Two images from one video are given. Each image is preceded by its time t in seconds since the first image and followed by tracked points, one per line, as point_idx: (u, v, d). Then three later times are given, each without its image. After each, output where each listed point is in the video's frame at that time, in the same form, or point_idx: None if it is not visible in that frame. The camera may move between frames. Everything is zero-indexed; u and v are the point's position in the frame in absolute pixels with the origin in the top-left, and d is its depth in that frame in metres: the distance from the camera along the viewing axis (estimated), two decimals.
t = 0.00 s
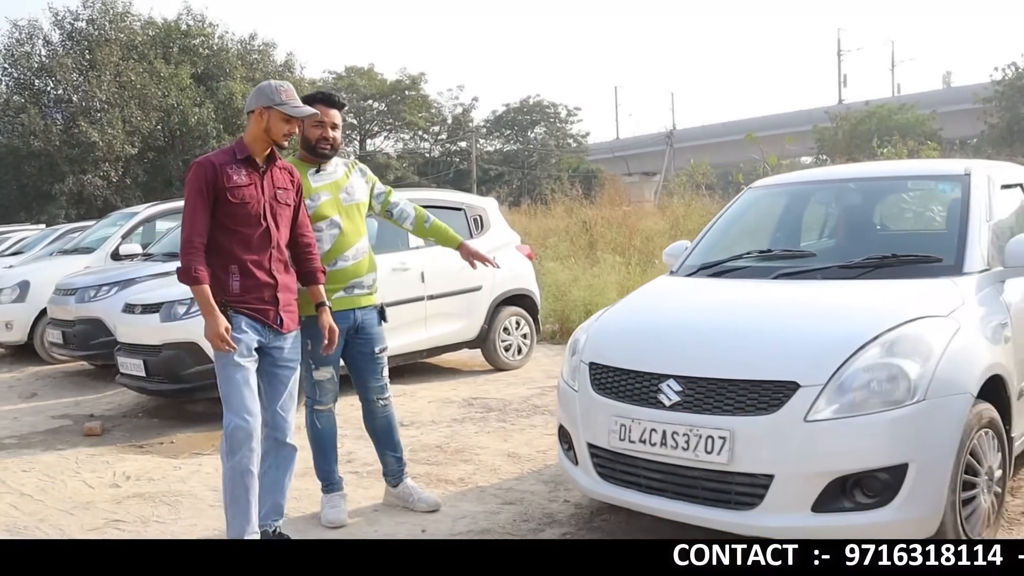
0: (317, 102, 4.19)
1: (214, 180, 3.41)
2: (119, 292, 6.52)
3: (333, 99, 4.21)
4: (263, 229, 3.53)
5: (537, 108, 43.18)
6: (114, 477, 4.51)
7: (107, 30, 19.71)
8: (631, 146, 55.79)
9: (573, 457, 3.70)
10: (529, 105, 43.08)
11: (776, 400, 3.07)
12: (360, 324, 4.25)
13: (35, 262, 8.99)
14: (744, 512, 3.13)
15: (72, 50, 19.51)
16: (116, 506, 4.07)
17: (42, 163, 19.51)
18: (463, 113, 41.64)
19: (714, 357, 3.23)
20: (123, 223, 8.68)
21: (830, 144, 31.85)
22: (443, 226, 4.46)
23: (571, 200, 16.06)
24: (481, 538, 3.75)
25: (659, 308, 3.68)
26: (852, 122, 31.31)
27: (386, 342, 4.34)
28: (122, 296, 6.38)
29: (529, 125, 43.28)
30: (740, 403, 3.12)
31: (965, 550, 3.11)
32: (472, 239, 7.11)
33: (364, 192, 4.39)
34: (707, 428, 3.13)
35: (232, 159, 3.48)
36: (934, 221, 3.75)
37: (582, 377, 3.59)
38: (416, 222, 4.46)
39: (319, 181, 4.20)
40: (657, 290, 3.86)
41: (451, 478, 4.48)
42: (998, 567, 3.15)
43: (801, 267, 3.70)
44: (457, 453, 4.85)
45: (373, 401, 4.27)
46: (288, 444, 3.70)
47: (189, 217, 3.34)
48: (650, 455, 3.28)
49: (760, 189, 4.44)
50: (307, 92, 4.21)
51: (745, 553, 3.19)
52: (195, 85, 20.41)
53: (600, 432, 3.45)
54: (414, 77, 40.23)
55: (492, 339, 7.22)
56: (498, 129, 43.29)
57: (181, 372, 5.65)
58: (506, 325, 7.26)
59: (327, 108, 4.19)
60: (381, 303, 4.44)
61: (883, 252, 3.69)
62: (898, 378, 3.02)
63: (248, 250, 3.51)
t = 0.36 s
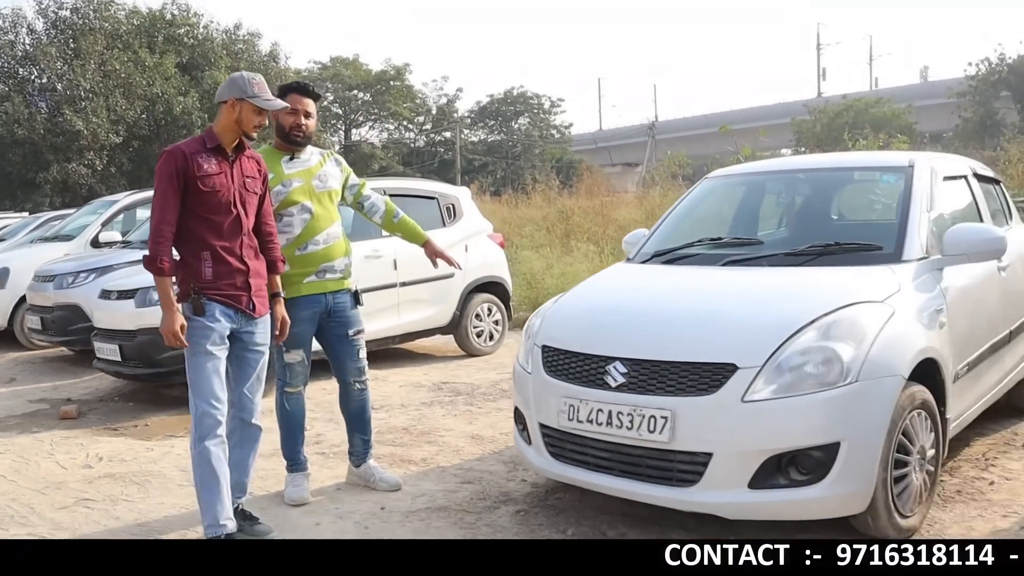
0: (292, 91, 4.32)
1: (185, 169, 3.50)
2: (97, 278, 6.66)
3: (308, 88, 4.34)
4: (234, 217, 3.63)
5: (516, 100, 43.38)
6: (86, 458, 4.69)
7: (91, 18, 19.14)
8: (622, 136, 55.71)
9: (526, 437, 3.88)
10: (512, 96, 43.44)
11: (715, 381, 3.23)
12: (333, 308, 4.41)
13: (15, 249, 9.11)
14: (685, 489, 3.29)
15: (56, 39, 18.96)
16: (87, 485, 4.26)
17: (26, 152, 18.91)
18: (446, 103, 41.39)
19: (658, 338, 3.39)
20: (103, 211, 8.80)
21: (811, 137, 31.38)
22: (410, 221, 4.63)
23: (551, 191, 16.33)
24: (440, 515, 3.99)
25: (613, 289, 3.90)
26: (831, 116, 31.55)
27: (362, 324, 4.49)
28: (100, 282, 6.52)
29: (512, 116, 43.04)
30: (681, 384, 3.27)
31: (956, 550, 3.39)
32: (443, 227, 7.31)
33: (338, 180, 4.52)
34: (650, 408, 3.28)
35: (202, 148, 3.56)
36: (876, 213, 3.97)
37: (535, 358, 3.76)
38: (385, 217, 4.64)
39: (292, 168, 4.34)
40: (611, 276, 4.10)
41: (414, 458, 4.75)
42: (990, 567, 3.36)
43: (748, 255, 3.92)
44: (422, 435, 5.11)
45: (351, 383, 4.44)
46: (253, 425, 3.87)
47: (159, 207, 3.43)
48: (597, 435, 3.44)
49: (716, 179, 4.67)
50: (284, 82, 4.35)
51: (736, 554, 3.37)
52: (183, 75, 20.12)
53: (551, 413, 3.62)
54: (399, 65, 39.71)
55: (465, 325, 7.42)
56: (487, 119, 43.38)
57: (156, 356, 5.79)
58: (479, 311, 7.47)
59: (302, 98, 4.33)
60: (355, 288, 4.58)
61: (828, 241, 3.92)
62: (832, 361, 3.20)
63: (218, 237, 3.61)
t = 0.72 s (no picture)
0: (280, 85, 4.39)
1: (157, 165, 3.74)
2: (86, 270, 6.82)
3: (296, 82, 4.40)
4: (205, 212, 3.88)
5: (517, 93, 42.79)
6: (70, 448, 4.99)
7: (90, 9, 18.92)
8: (615, 128, 55.63)
9: (497, 429, 4.21)
10: (513, 88, 43.25)
11: (676, 374, 3.53)
12: (319, 300, 4.52)
13: (9, 240, 9.29)
14: (647, 479, 3.58)
15: (55, 29, 18.80)
16: (69, 474, 4.62)
17: (23, 142, 18.71)
18: (445, 96, 41.59)
19: (629, 335, 3.67)
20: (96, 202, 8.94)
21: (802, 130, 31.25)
22: (396, 211, 4.70)
23: (547, 186, 16.67)
24: (411, 506, 4.33)
25: (595, 282, 4.33)
26: (828, 110, 31.44)
27: (340, 318, 4.62)
28: (89, 274, 6.70)
29: (512, 111, 42.69)
30: (645, 377, 3.57)
31: (947, 550, 3.62)
32: (431, 220, 7.78)
33: (327, 174, 4.58)
34: (613, 401, 3.57)
35: (174, 144, 3.81)
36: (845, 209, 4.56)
37: (506, 352, 4.11)
38: (371, 210, 4.71)
39: (280, 160, 4.40)
40: (594, 268, 4.62)
41: (392, 451, 5.09)
42: (980, 567, 3.61)
43: (718, 252, 4.46)
44: (402, 428, 5.47)
45: (323, 374, 4.63)
46: (228, 416, 4.11)
47: (132, 199, 3.64)
48: (563, 426, 3.73)
49: (695, 174, 5.38)
50: (271, 76, 4.43)
51: (729, 554, 3.62)
52: (179, 67, 19.92)
53: (520, 406, 3.92)
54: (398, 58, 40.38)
55: (451, 319, 7.85)
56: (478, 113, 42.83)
57: (142, 348, 5.97)
58: (464, 304, 7.93)
59: (289, 91, 4.40)
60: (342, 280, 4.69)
61: (795, 238, 4.47)
62: (791, 355, 3.53)
63: (191, 230, 3.85)
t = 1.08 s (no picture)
0: (284, 111, 4.45)
1: (152, 192, 3.83)
2: (91, 293, 6.95)
3: (299, 108, 4.46)
4: (199, 237, 3.96)
5: (523, 112, 43.55)
6: (74, 470, 5.08)
7: (96, 34, 19.13)
8: (627, 146, 55.74)
9: (492, 447, 4.36)
10: (516, 107, 43.51)
11: (667, 392, 3.68)
12: (323, 322, 4.56)
13: (14, 264, 9.43)
14: (640, 495, 3.72)
15: (61, 55, 18.98)
16: (71, 495, 4.69)
17: (30, 165, 19.29)
18: (448, 116, 41.91)
19: (618, 352, 3.84)
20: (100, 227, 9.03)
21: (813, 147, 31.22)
22: (403, 228, 4.71)
23: (551, 204, 16.74)
24: (409, 524, 4.39)
25: (590, 302, 4.46)
26: (834, 126, 31.28)
27: (340, 340, 4.68)
28: (94, 296, 6.82)
29: (514, 129, 43.12)
30: (636, 396, 3.72)
31: (939, 550, 3.78)
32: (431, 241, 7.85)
33: (332, 199, 4.63)
34: (606, 420, 3.72)
35: (168, 172, 3.90)
36: (839, 226, 4.63)
37: (502, 372, 4.26)
38: (378, 228, 4.72)
39: (286, 186, 4.46)
40: (588, 289, 4.75)
41: (391, 469, 5.13)
42: (972, 566, 3.77)
43: (709, 271, 4.59)
44: (402, 447, 5.48)
45: (321, 393, 4.71)
46: (225, 436, 4.15)
47: (135, 226, 3.76)
48: (557, 443, 3.88)
49: (688, 193, 5.44)
50: (277, 102, 4.49)
51: (720, 555, 3.72)
52: (184, 91, 20.23)
53: (515, 425, 4.07)
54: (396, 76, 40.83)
55: (453, 339, 7.95)
56: (483, 133, 43.17)
57: (146, 371, 6.06)
58: (466, 324, 8.01)
59: (293, 117, 4.45)
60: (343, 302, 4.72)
61: (786, 255, 4.57)
62: (781, 372, 3.66)
63: (186, 256, 3.94)
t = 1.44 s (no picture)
0: (267, 100, 3.99)
1: (121, 188, 3.42)
2: (54, 297, 6.64)
3: (284, 97, 4.01)
4: (173, 238, 3.54)
5: (521, 101, 43.08)
6: (35, 489, 4.75)
7: (56, 14, 17.71)
8: (629, 137, 55.31)
9: (491, 463, 3.95)
10: (513, 97, 43.16)
11: (676, 403, 3.29)
12: (307, 328, 4.09)
13: None
14: (647, 514, 3.33)
15: (18, 37, 17.52)
16: (33, 517, 4.30)
17: None
18: (439, 105, 41.43)
19: (622, 360, 3.46)
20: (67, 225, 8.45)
21: (828, 139, 30.86)
22: (389, 246, 4.32)
23: (551, 200, 16.35)
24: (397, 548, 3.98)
25: (593, 307, 4.06)
26: (854, 116, 30.83)
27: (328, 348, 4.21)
28: (58, 300, 6.51)
29: (511, 119, 42.64)
30: (642, 407, 3.34)
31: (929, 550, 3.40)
32: (423, 240, 7.48)
33: (319, 195, 4.18)
34: (609, 432, 3.34)
35: (138, 167, 3.49)
36: (863, 224, 4.22)
37: (499, 381, 3.88)
38: (363, 237, 4.30)
39: (270, 181, 4.01)
40: (590, 292, 4.36)
41: (380, 487, 4.73)
42: (964, 567, 3.41)
43: (721, 272, 4.19)
44: (392, 463, 5.11)
45: (306, 405, 4.23)
46: (201, 449, 3.72)
47: (103, 226, 3.36)
48: (557, 458, 3.50)
49: (699, 189, 5.05)
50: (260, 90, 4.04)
51: (711, 554, 3.26)
52: (156, 77, 18.98)
53: (513, 437, 3.69)
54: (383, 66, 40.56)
55: (447, 345, 7.59)
56: (478, 124, 42.81)
57: (113, 381, 5.82)
58: (460, 330, 7.66)
59: (277, 107, 4.00)
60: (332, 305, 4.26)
61: (805, 256, 4.17)
62: (800, 381, 3.27)
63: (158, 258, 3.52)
